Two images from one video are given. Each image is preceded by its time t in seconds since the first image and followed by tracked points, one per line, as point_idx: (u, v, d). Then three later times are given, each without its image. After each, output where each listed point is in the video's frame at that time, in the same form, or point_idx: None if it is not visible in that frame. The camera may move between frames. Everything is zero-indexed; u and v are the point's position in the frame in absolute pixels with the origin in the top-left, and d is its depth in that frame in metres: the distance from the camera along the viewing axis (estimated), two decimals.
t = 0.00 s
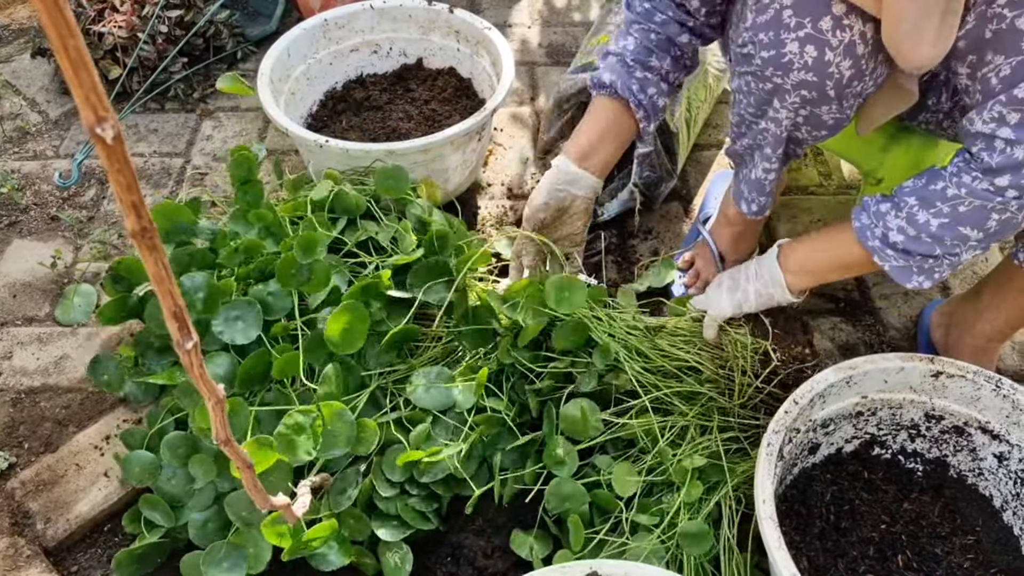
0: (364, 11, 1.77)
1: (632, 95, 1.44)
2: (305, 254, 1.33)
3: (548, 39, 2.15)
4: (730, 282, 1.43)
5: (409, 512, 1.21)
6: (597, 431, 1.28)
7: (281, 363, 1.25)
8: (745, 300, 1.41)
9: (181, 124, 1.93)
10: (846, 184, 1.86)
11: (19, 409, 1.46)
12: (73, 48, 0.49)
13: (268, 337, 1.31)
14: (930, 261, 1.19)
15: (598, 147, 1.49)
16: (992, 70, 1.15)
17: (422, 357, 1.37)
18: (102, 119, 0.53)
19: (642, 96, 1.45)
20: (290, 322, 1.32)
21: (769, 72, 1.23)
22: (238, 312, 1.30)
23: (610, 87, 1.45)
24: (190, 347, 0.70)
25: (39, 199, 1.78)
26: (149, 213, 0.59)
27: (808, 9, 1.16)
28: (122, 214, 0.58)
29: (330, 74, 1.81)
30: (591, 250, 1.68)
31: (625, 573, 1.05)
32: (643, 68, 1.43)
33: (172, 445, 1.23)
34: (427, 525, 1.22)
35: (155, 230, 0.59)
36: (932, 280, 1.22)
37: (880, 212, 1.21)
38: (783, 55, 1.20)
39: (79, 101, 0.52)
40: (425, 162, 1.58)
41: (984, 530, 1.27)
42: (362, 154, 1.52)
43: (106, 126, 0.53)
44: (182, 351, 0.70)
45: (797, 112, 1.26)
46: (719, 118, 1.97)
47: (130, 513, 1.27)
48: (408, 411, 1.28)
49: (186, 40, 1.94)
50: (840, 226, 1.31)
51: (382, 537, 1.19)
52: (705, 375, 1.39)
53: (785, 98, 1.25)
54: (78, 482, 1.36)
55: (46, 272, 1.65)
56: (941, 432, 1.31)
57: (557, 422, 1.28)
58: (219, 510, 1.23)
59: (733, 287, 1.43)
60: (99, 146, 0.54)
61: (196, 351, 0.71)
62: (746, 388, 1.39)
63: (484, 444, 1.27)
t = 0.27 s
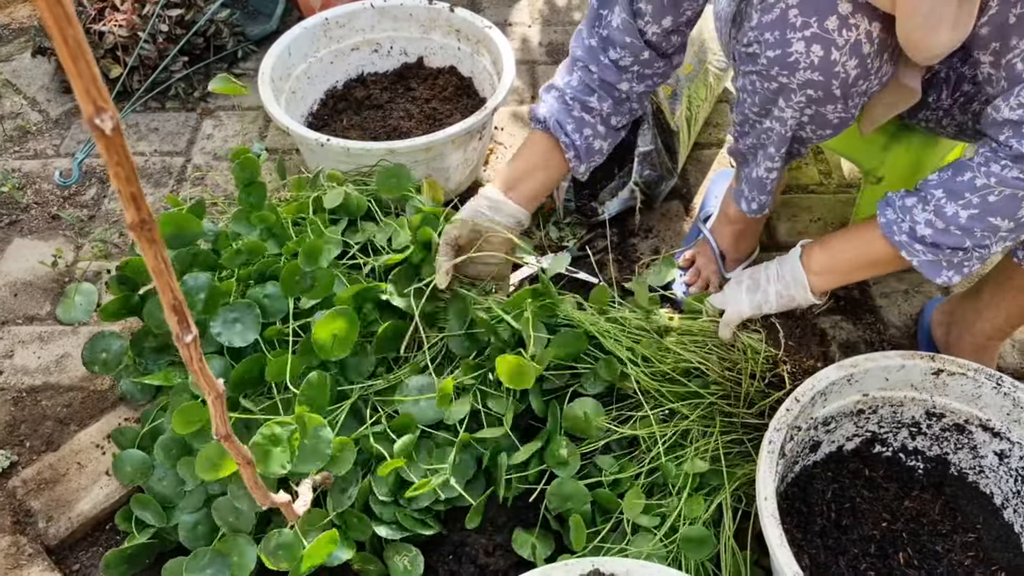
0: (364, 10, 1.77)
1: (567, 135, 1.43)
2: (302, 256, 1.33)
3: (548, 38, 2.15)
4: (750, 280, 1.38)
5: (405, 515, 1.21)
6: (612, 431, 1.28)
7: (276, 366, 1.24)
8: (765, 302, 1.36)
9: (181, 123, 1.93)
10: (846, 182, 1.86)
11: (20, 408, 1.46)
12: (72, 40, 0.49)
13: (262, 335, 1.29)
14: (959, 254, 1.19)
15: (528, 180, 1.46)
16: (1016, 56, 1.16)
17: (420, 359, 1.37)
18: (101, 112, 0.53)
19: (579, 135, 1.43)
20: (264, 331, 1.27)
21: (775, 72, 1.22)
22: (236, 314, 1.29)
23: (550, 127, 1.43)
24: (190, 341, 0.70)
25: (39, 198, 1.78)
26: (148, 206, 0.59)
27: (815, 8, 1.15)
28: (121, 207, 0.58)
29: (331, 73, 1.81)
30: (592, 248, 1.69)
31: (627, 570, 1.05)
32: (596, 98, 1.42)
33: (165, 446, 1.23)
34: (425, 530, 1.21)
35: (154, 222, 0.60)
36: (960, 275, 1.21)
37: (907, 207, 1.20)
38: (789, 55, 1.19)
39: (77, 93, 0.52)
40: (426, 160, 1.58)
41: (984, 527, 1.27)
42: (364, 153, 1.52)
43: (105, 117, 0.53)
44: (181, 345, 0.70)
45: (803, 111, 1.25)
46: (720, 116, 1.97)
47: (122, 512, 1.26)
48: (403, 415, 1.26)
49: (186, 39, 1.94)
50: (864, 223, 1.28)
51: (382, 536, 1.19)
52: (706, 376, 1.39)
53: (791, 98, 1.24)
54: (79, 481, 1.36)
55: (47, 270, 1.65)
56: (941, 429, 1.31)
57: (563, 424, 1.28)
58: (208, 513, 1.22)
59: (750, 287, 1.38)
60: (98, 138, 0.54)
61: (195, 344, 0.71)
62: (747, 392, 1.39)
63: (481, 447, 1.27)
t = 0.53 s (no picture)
0: (366, 9, 1.77)
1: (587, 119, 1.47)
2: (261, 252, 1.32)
3: (549, 37, 2.15)
4: (765, 274, 1.40)
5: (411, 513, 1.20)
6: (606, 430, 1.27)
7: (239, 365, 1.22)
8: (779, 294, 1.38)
9: (183, 122, 1.93)
10: (847, 181, 1.87)
11: (22, 406, 1.46)
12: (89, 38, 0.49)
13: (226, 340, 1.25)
14: (981, 254, 1.19)
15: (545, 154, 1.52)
16: None
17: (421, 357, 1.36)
18: (118, 111, 0.52)
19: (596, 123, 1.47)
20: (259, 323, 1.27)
21: (777, 73, 1.22)
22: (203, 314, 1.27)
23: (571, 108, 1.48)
24: (201, 339, 0.70)
25: (41, 196, 1.78)
26: (162, 206, 0.58)
27: (815, 10, 1.16)
28: (135, 206, 0.58)
29: (332, 72, 1.81)
30: (594, 247, 1.69)
31: (631, 567, 1.05)
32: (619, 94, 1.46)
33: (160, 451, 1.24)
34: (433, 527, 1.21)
35: (167, 221, 0.59)
36: (982, 275, 1.22)
37: (927, 206, 1.20)
38: (791, 56, 1.19)
39: (95, 92, 0.51)
40: (428, 159, 1.58)
41: (986, 525, 1.28)
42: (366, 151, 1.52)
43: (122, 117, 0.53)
44: (192, 343, 0.70)
45: (804, 112, 1.25)
46: (721, 115, 1.97)
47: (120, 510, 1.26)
48: (403, 408, 1.25)
49: (187, 38, 1.94)
50: (884, 220, 1.28)
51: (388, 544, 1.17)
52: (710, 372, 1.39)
53: (793, 99, 1.24)
54: (82, 478, 1.36)
55: (49, 269, 1.65)
56: (943, 427, 1.31)
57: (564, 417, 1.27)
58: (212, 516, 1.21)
59: (766, 279, 1.39)
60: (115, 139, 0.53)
61: (205, 343, 0.71)
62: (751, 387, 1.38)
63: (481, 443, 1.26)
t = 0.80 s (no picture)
0: (366, 8, 1.77)
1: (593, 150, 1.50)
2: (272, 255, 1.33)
3: (549, 36, 2.15)
4: (767, 280, 1.40)
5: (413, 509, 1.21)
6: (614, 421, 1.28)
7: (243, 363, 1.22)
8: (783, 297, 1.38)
9: (182, 120, 1.93)
10: (846, 181, 1.87)
11: (20, 404, 1.46)
12: (88, 36, 0.49)
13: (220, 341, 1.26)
14: (978, 253, 1.20)
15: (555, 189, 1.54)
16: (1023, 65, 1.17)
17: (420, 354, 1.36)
18: (115, 105, 0.53)
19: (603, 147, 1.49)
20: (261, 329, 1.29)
21: (773, 76, 1.22)
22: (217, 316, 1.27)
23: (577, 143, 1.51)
24: (198, 335, 0.71)
25: (40, 194, 1.78)
26: (158, 201, 0.59)
27: (812, 13, 1.15)
28: (131, 202, 0.58)
29: (331, 71, 1.81)
30: (593, 246, 1.69)
31: (629, 566, 1.05)
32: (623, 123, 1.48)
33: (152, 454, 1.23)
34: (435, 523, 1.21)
35: (164, 217, 0.60)
36: (978, 272, 1.23)
37: (926, 206, 1.20)
38: (787, 60, 1.19)
39: (91, 88, 0.52)
40: (426, 159, 1.58)
41: (984, 525, 1.28)
42: (366, 151, 1.52)
43: (118, 113, 0.54)
44: (189, 340, 0.70)
45: (801, 115, 1.25)
46: (720, 115, 1.97)
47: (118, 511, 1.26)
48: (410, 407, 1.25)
49: (186, 36, 1.93)
50: (883, 220, 1.28)
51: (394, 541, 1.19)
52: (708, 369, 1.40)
53: (789, 102, 1.24)
54: (81, 477, 1.36)
55: (48, 267, 1.65)
56: (942, 427, 1.31)
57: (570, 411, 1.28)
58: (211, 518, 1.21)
59: (767, 288, 1.40)
60: (110, 132, 0.54)
61: (203, 340, 0.71)
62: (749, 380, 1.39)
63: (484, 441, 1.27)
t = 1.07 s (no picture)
0: (365, 7, 1.78)
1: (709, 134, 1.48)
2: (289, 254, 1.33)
3: (548, 36, 2.15)
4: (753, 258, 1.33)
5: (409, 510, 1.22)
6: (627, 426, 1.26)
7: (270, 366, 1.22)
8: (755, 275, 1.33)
9: (181, 119, 1.93)
10: (844, 181, 1.87)
11: (19, 402, 1.46)
12: (86, 33, 0.49)
13: (258, 339, 1.29)
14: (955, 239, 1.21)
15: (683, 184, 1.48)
16: (1011, 59, 1.13)
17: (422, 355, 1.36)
18: (113, 103, 0.53)
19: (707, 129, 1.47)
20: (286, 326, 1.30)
21: (779, 71, 1.23)
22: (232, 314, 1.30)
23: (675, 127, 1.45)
24: (196, 334, 0.70)
25: (39, 193, 1.78)
26: (158, 199, 0.59)
27: (818, 9, 1.15)
28: (130, 199, 0.58)
29: (330, 70, 1.81)
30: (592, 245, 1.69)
31: (627, 565, 1.06)
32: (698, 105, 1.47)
33: (171, 453, 1.26)
34: (432, 524, 1.22)
35: (163, 216, 0.60)
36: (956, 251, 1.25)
37: (907, 199, 1.20)
38: (793, 54, 1.20)
39: (90, 86, 0.52)
40: (425, 158, 1.58)
41: (981, 524, 1.28)
42: (365, 149, 1.52)
43: (116, 110, 0.53)
44: (188, 338, 0.70)
45: (806, 110, 1.26)
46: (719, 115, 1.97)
47: (136, 514, 1.28)
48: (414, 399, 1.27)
49: (186, 35, 1.93)
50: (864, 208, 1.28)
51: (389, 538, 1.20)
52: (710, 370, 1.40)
53: (794, 97, 1.25)
54: (80, 475, 1.37)
55: (47, 266, 1.65)
56: (940, 426, 1.32)
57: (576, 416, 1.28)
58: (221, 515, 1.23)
59: (753, 266, 1.33)
60: (109, 130, 0.53)
61: (202, 337, 0.71)
62: (750, 382, 1.40)
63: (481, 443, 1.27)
